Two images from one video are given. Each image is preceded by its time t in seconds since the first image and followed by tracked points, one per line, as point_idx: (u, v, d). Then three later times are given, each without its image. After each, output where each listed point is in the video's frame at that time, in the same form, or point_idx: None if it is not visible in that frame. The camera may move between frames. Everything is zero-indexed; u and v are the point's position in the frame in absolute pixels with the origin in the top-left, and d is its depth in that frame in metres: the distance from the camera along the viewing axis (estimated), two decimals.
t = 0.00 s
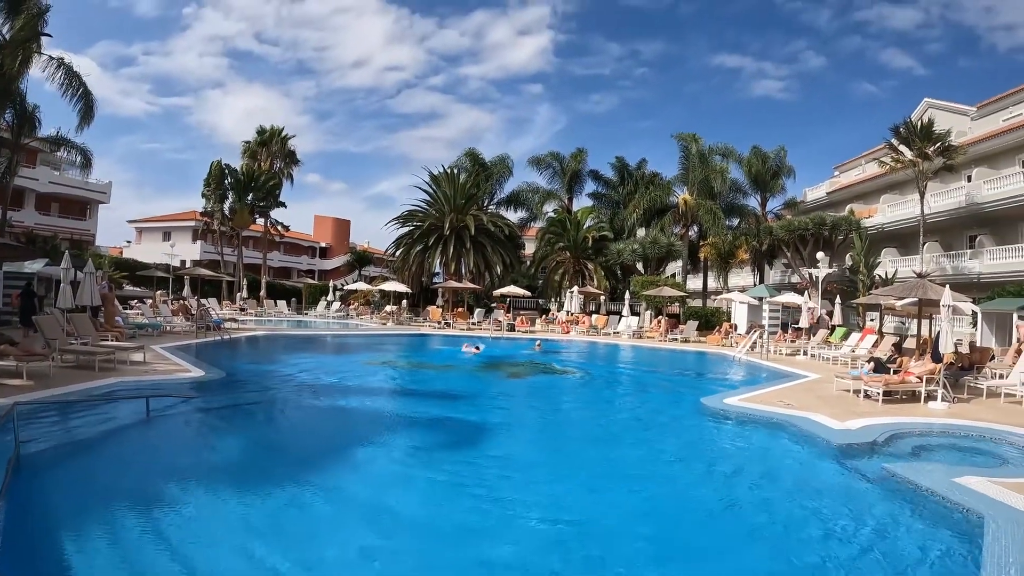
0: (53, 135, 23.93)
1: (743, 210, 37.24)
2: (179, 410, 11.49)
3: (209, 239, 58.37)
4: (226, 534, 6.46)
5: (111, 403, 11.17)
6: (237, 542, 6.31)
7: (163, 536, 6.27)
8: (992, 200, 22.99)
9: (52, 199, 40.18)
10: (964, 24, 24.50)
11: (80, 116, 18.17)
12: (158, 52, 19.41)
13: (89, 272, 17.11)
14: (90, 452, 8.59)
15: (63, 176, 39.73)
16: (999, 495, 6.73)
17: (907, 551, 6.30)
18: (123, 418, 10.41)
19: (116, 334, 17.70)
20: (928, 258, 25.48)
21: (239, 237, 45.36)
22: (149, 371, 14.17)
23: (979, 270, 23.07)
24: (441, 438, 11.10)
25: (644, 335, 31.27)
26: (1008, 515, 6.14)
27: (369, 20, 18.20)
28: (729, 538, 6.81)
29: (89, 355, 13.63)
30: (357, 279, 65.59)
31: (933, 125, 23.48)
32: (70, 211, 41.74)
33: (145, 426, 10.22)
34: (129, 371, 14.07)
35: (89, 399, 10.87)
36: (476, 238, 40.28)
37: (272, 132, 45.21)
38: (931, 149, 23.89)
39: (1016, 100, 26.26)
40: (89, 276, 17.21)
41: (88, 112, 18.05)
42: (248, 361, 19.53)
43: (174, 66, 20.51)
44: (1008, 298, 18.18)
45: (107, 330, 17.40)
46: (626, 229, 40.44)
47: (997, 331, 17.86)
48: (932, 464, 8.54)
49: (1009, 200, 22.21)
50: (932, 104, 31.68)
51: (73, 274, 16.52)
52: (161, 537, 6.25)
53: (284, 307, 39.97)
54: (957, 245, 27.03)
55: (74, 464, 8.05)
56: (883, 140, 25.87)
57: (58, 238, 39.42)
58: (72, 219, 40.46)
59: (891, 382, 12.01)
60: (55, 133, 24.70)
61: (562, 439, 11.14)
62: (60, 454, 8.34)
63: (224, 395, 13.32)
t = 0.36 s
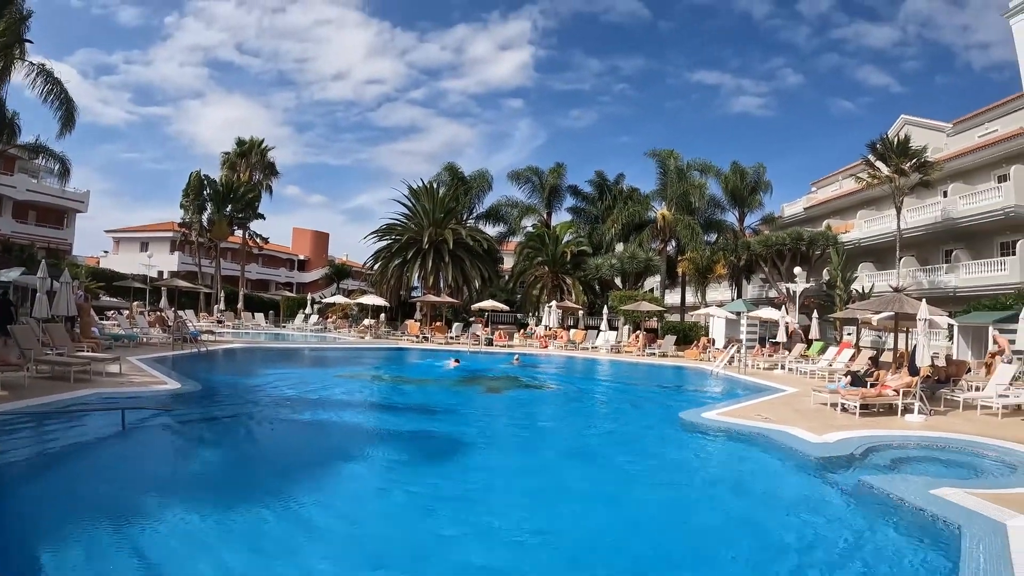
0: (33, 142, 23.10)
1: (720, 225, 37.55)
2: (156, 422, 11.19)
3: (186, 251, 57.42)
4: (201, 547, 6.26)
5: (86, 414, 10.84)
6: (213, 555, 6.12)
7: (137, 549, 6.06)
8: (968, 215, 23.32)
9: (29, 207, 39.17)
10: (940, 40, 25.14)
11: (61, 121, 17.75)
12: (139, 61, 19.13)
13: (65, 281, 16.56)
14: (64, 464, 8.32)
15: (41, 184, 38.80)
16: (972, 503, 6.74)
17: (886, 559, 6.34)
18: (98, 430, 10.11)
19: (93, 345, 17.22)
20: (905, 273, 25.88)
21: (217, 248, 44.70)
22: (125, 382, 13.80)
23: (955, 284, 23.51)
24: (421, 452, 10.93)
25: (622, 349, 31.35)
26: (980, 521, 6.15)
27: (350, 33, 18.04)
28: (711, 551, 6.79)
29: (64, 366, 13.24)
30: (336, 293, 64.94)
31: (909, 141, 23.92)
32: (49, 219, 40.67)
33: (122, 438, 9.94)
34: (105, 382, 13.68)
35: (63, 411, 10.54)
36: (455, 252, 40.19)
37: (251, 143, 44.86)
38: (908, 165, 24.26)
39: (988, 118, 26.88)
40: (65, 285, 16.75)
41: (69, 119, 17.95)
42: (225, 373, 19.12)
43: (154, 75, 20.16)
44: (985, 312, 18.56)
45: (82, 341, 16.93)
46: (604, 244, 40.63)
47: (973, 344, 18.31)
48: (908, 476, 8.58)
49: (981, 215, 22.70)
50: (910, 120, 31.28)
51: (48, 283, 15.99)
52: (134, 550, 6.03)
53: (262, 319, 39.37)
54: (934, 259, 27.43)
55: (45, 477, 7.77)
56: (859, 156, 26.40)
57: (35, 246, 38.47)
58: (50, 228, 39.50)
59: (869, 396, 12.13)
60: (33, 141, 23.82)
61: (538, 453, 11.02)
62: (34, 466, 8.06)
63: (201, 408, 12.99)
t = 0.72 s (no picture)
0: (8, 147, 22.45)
1: (696, 238, 37.73)
2: (130, 432, 10.88)
3: (161, 259, 56.37)
4: (172, 560, 6.05)
5: (58, 425, 10.50)
6: (184, 567, 5.92)
7: (105, 562, 5.84)
8: (942, 227, 23.79)
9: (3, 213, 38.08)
10: (915, 56, 25.53)
11: (38, 126, 17.35)
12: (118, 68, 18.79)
13: (40, 288, 16.04)
14: (33, 477, 8.04)
15: (15, 190, 37.75)
16: (949, 511, 6.77)
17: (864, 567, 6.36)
18: (69, 442, 9.79)
19: (66, 354, 16.72)
20: (880, 285, 26.33)
21: (193, 258, 43.90)
22: (99, 392, 13.40)
23: (929, 296, 23.98)
24: (398, 464, 10.75)
25: (598, 361, 31.42)
26: (957, 530, 6.17)
27: (330, 43, 17.86)
28: (691, 561, 6.76)
29: (37, 375, 12.84)
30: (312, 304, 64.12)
31: (883, 155, 24.37)
32: (22, 226, 39.58)
33: (95, 449, 9.65)
34: (79, 391, 13.27)
35: (34, 422, 10.20)
36: (431, 263, 40.01)
37: (229, 152, 44.38)
38: (882, 178, 24.72)
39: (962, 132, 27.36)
40: (40, 293, 16.26)
41: (46, 122, 17.25)
42: (200, 384, 18.70)
43: (131, 82, 19.79)
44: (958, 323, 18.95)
45: (56, 350, 16.43)
46: (580, 256, 40.85)
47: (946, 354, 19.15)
48: (882, 486, 8.64)
49: (956, 228, 23.18)
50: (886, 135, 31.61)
51: (23, 291, 15.50)
52: (102, 564, 5.80)
53: (237, 329, 38.66)
54: (908, 271, 27.82)
55: (10, 491, 7.47)
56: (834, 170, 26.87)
57: (7, 253, 37.40)
58: (24, 235, 38.41)
59: (844, 406, 12.26)
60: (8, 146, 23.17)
61: (518, 466, 10.86)
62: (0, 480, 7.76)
63: (176, 419, 12.64)
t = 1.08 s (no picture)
0: None
1: (670, 249, 37.58)
2: (99, 443, 10.49)
3: (133, 267, 55.09)
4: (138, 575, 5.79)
5: (24, 435, 10.08)
6: None
7: None
8: (914, 240, 24.24)
9: None
10: (888, 73, 26.17)
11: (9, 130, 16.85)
12: (93, 72, 18.35)
13: (8, 295, 15.45)
14: None
15: None
16: (921, 520, 6.84)
17: None
18: (34, 453, 9.41)
19: (35, 363, 16.11)
20: (852, 296, 26.83)
21: (166, 266, 42.92)
22: (68, 401, 12.91)
23: (900, 307, 24.44)
24: (371, 475, 10.53)
25: (571, 373, 31.38)
26: (930, 538, 6.23)
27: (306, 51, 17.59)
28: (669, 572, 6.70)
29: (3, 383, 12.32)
30: (285, 314, 63.04)
31: (854, 168, 24.87)
32: None
33: (62, 460, 9.30)
34: (47, 400, 12.78)
35: None
36: (405, 273, 39.70)
37: (203, 159, 43.59)
38: (853, 191, 25.23)
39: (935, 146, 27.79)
40: (8, 300, 15.66)
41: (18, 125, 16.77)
42: (173, 394, 18.18)
43: (105, 86, 19.32)
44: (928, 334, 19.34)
45: (24, 358, 15.83)
46: (554, 267, 41.05)
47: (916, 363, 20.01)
48: (853, 495, 8.71)
49: (927, 239, 23.63)
50: (857, 149, 32.35)
51: None
52: None
53: (209, 338, 37.77)
54: (880, 283, 28.27)
55: None
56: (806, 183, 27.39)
57: None
58: None
59: (817, 416, 12.41)
60: None
61: (491, 478, 10.67)
62: None
63: (147, 429, 12.21)
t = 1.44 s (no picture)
0: None
1: (640, 259, 38.66)
2: (66, 452, 10.12)
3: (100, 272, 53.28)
4: None
5: None
6: None
7: None
8: (882, 250, 24.76)
9: None
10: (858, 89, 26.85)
11: None
12: (63, 74, 17.91)
13: None
14: None
15: None
16: (890, 527, 6.92)
17: None
18: None
19: None
20: (821, 307, 27.35)
21: (135, 272, 41.80)
22: (32, 408, 12.40)
23: (868, 316, 24.96)
24: (341, 486, 10.26)
25: (541, 383, 31.28)
26: (900, 545, 6.31)
27: (279, 58, 17.28)
28: None
29: None
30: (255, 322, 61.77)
31: (824, 180, 25.46)
32: None
33: (25, 469, 8.94)
34: (12, 407, 12.26)
35: None
36: (375, 282, 39.25)
37: (173, 165, 42.96)
38: (822, 203, 25.81)
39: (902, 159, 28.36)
40: None
41: None
42: (141, 402, 17.63)
43: (76, 88, 18.79)
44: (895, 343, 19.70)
45: None
46: (525, 277, 41.23)
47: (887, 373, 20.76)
48: (822, 504, 8.80)
49: (896, 250, 24.15)
50: (827, 160, 33.14)
51: None
52: None
53: (178, 346, 36.76)
54: (849, 292, 28.64)
55: None
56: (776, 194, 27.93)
57: None
58: None
59: (786, 426, 12.57)
60: None
61: (462, 489, 10.47)
62: None
63: (115, 438, 11.80)
